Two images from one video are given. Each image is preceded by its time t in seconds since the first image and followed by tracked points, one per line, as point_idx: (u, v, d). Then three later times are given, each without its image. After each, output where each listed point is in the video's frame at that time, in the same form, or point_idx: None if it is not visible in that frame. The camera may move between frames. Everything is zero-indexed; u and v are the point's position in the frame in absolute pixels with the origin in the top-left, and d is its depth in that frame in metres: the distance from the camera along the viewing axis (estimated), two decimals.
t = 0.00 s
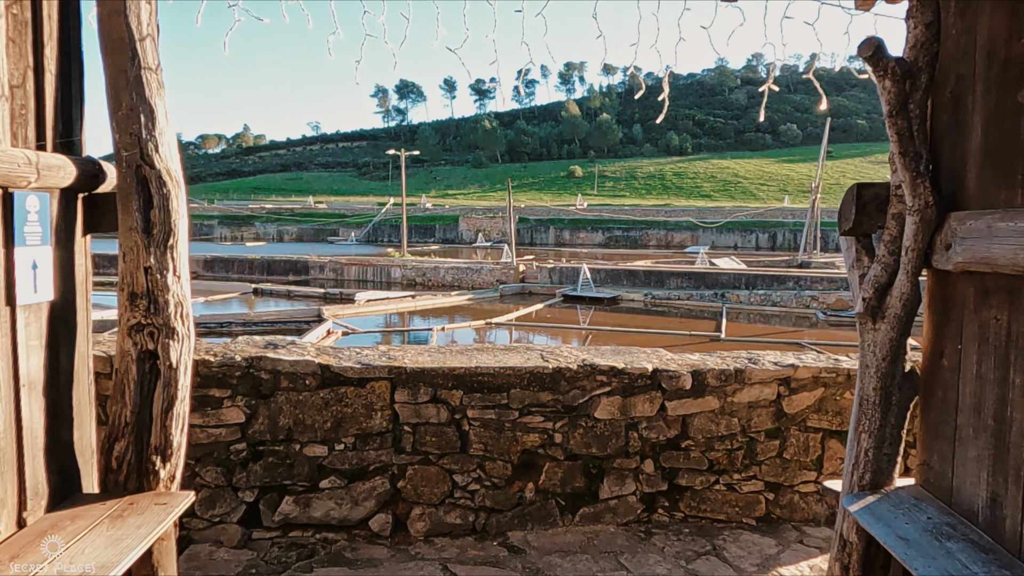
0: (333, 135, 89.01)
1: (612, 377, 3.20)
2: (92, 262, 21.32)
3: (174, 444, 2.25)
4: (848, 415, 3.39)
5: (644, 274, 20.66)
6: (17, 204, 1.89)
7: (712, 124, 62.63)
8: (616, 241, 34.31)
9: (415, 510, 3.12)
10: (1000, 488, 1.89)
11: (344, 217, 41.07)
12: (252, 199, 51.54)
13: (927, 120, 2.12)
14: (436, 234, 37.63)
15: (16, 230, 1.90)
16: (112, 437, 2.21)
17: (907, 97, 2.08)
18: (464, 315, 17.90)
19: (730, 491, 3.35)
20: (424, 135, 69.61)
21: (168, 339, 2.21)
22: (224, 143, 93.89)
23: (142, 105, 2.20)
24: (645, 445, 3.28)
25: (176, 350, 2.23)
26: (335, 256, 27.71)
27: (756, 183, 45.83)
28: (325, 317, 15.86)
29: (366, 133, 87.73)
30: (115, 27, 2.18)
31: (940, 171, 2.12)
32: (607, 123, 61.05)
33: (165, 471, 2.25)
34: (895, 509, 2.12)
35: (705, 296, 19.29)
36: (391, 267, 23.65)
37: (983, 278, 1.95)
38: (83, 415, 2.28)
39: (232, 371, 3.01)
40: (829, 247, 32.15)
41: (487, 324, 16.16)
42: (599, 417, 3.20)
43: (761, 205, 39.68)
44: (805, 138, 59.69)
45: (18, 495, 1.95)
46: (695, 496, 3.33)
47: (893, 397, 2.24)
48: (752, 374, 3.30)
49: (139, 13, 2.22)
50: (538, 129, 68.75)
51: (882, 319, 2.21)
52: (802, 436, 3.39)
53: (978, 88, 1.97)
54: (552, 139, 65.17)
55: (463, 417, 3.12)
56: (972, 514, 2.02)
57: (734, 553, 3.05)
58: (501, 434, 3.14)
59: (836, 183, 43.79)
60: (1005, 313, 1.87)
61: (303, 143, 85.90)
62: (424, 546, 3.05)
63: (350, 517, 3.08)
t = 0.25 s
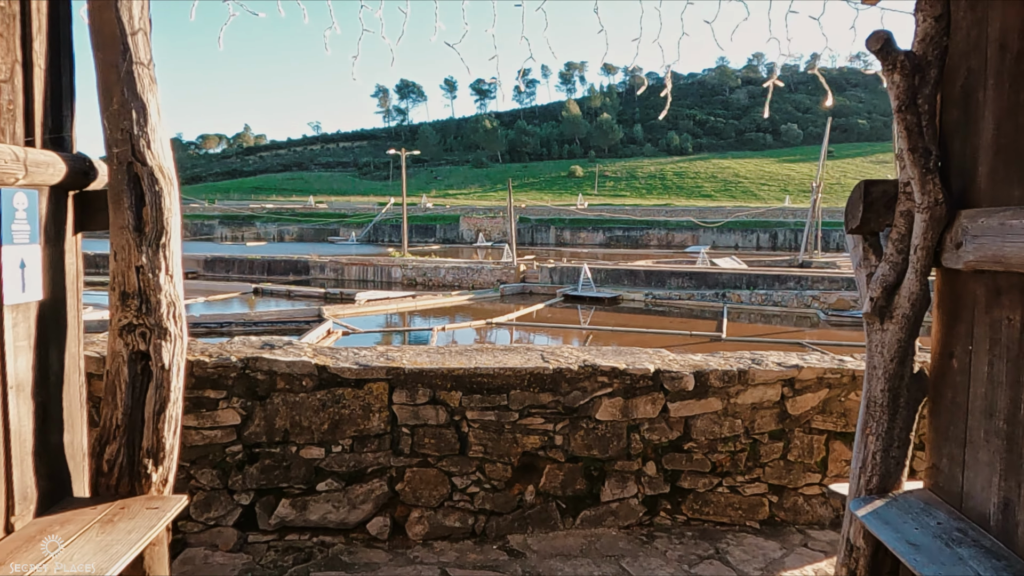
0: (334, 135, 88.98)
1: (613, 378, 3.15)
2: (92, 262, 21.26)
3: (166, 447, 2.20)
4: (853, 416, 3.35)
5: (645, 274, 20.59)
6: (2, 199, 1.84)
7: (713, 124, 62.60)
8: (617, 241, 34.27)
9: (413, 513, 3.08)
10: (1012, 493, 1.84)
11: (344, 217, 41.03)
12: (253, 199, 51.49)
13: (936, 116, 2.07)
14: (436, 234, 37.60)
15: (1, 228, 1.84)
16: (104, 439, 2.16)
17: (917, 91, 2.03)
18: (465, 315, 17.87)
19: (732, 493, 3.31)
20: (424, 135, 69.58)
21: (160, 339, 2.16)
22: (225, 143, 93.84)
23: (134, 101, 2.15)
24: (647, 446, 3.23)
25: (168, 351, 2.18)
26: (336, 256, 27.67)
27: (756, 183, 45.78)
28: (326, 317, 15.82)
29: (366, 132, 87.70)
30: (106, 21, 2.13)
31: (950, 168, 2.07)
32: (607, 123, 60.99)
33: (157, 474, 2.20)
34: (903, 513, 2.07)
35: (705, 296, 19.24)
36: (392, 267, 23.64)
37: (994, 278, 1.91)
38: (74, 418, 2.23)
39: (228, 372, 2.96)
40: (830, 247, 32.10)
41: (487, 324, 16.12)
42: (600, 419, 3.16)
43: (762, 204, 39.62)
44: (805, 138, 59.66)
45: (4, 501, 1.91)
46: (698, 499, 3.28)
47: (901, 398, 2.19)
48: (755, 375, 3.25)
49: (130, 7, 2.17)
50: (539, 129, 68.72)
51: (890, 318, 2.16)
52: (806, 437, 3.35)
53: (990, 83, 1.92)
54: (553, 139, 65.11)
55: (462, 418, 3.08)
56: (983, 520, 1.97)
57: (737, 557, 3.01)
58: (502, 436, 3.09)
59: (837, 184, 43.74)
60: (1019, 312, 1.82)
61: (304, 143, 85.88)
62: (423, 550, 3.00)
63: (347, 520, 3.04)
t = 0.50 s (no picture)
0: (334, 135, 88.97)
1: (614, 379, 3.10)
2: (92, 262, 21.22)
3: (158, 450, 2.16)
4: (858, 417, 3.30)
5: (645, 274, 20.53)
6: None
7: (714, 124, 62.55)
8: (618, 241, 34.22)
9: (411, 517, 3.03)
10: None
11: (345, 217, 40.99)
12: (253, 199, 51.46)
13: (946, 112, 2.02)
14: (437, 234, 37.54)
15: None
16: (94, 443, 2.12)
17: (926, 86, 1.98)
18: (466, 314, 17.82)
19: (736, 497, 3.25)
20: (425, 135, 69.57)
21: (152, 341, 2.11)
22: (226, 143, 93.84)
23: (125, 97, 2.10)
24: (649, 449, 3.18)
25: (160, 352, 2.13)
26: (336, 256, 27.63)
27: (757, 183, 45.70)
28: (326, 317, 15.78)
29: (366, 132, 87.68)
30: (96, 16, 2.09)
31: (959, 167, 2.02)
32: (608, 123, 60.93)
33: (149, 479, 2.15)
34: (912, 519, 2.02)
35: (706, 296, 19.19)
36: (392, 267, 23.60)
37: (1007, 278, 1.86)
38: (63, 421, 2.19)
39: (223, 373, 2.91)
40: (831, 247, 32.05)
41: (488, 324, 16.06)
42: (601, 421, 3.11)
43: (763, 205, 39.56)
44: (806, 138, 59.58)
45: None
46: (700, 503, 3.23)
47: (910, 401, 2.14)
48: (759, 377, 3.20)
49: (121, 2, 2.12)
50: (539, 129, 68.70)
51: (899, 319, 2.11)
52: (811, 440, 3.30)
53: (1002, 77, 1.87)
54: (553, 139, 65.03)
55: (461, 421, 3.03)
56: (995, 526, 1.92)
57: (741, 562, 2.96)
58: (501, 438, 3.04)
59: (838, 184, 43.66)
60: None
61: (305, 143, 85.87)
62: (421, 554, 2.95)
63: (344, 524, 2.99)
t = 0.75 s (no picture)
0: (335, 135, 88.95)
1: (616, 381, 3.05)
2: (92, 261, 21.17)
3: (148, 456, 2.10)
4: (863, 419, 3.25)
5: (646, 274, 20.48)
6: None
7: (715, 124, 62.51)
8: (618, 241, 34.17)
9: (409, 521, 2.97)
10: None
11: (345, 217, 40.94)
12: (254, 199, 51.40)
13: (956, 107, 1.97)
14: (437, 234, 37.51)
15: None
16: (83, 447, 2.07)
17: (937, 81, 1.92)
18: (466, 314, 17.77)
19: (739, 500, 3.20)
20: (425, 135, 69.52)
21: (141, 342, 2.06)
22: (226, 142, 93.78)
23: (115, 92, 2.05)
24: (651, 452, 3.13)
25: (150, 354, 2.08)
26: (337, 256, 27.58)
27: (758, 182, 45.63)
28: (326, 317, 15.75)
29: (367, 132, 87.62)
30: (85, 10, 2.03)
31: (971, 163, 1.97)
32: (608, 122, 60.87)
33: (139, 483, 2.10)
34: (921, 526, 1.97)
35: (707, 296, 19.15)
36: (392, 266, 23.56)
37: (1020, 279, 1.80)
38: (52, 425, 2.14)
39: (217, 375, 2.86)
40: (832, 247, 32.02)
41: (488, 324, 15.99)
42: (602, 423, 3.06)
43: (763, 204, 39.49)
44: (807, 137, 59.51)
45: None
46: (703, 506, 3.18)
47: (918, 405, 2.09)
48: (763, 379, 3.15)
49: None
50: (540, 129, 68.66)
51: (907, 321, 2.05)
52: (815, 443, 3.25)
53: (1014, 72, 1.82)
54: (554, 139, 64.97)
55: (460, 424, 2.98)
56: (1006, 534, 1.87)
57: (745, 567, 2.90)
58: (500, 442, 2.99)
59: (838, 184, 43.59)
60: None
61: (305, 142, 85.84)
62: (419, 559, 2.90)
63: (341, 528, 2.93)
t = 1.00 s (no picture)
0: (336, 135, 88.95)
1: (617, 384, 2.99)
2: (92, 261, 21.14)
3: (137, 462, 2.04)
4: (869, 423, 3.19)
5: (647, 274, 20.41)
6: None
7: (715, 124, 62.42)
8: (619, 241, 34.12)
9: (406, 527, 2.92)
10: None
11: (346, 217, 40.90)
12: (254, 199, 51.38)
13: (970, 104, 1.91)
14: (438, 234, 37.47)
15: None
16: (69, 455, 2.01)
17: (949, 77, 1.86)
18: (467, 314, 17.71)
19: (743, 506, 3.14)
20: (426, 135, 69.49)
21: (129, 346, 2.00)
22: (228, 142, 93.81)
23: (102, 88, 1.99)
24: (653, 457, 3.07)
25: (138, 358, 2.02)
26: (337, 255, 27.54)
27: (759, 182, 45.56)
28: (326, 317, 15.72)
29: (368, 132, 87.62)
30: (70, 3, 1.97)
31: (985, 160, 1.91)
32: (609, 122, 60.83)
33: (127, 491, 2.04)
34: (933, 536, 1.90)
35: (708, 295, 19.08)
36: (393, 266, 23.52)
37: None
38: (37, 431, 2.08)
39: (210, 379, 2.81)
40: (833, 247, 31.95)
41: (489, 323, 15.93)
42: (603, 428, 3.00)
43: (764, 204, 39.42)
44: (808, 137, 59.41)
45: None
46: (706, 512, 3.12)
47: (929, 410, 2.03)
48: (766, 383, 3.10)
49: None
50: (540, 129, 68.60)
51: (918, 324, 1.99)
52: (820, 446, 3.19)
53: None
54: (555, 139, 64.90)
55: (458, 428, 2.92)
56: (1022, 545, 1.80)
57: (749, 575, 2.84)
58: (499, 446, 2.93)
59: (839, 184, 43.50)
60: None
61: (306, 142, 85.85)
62: (416, 567, 2.83)
63: (337, 535, 2.87)
